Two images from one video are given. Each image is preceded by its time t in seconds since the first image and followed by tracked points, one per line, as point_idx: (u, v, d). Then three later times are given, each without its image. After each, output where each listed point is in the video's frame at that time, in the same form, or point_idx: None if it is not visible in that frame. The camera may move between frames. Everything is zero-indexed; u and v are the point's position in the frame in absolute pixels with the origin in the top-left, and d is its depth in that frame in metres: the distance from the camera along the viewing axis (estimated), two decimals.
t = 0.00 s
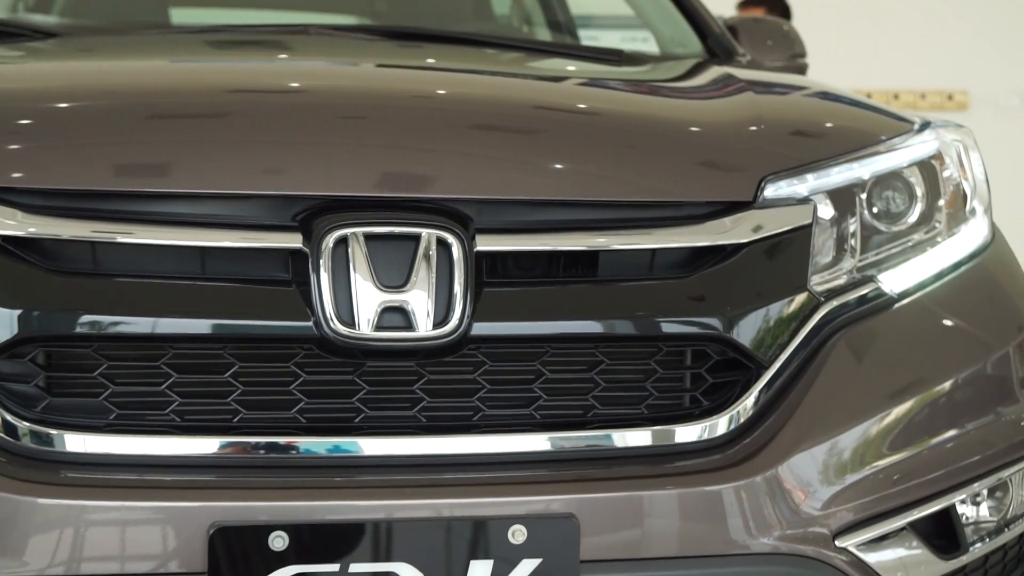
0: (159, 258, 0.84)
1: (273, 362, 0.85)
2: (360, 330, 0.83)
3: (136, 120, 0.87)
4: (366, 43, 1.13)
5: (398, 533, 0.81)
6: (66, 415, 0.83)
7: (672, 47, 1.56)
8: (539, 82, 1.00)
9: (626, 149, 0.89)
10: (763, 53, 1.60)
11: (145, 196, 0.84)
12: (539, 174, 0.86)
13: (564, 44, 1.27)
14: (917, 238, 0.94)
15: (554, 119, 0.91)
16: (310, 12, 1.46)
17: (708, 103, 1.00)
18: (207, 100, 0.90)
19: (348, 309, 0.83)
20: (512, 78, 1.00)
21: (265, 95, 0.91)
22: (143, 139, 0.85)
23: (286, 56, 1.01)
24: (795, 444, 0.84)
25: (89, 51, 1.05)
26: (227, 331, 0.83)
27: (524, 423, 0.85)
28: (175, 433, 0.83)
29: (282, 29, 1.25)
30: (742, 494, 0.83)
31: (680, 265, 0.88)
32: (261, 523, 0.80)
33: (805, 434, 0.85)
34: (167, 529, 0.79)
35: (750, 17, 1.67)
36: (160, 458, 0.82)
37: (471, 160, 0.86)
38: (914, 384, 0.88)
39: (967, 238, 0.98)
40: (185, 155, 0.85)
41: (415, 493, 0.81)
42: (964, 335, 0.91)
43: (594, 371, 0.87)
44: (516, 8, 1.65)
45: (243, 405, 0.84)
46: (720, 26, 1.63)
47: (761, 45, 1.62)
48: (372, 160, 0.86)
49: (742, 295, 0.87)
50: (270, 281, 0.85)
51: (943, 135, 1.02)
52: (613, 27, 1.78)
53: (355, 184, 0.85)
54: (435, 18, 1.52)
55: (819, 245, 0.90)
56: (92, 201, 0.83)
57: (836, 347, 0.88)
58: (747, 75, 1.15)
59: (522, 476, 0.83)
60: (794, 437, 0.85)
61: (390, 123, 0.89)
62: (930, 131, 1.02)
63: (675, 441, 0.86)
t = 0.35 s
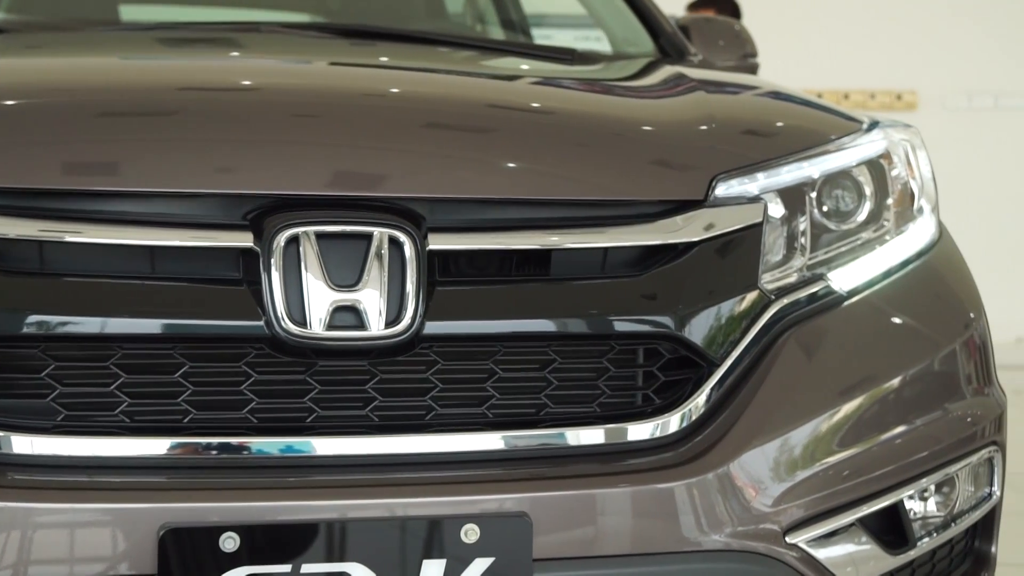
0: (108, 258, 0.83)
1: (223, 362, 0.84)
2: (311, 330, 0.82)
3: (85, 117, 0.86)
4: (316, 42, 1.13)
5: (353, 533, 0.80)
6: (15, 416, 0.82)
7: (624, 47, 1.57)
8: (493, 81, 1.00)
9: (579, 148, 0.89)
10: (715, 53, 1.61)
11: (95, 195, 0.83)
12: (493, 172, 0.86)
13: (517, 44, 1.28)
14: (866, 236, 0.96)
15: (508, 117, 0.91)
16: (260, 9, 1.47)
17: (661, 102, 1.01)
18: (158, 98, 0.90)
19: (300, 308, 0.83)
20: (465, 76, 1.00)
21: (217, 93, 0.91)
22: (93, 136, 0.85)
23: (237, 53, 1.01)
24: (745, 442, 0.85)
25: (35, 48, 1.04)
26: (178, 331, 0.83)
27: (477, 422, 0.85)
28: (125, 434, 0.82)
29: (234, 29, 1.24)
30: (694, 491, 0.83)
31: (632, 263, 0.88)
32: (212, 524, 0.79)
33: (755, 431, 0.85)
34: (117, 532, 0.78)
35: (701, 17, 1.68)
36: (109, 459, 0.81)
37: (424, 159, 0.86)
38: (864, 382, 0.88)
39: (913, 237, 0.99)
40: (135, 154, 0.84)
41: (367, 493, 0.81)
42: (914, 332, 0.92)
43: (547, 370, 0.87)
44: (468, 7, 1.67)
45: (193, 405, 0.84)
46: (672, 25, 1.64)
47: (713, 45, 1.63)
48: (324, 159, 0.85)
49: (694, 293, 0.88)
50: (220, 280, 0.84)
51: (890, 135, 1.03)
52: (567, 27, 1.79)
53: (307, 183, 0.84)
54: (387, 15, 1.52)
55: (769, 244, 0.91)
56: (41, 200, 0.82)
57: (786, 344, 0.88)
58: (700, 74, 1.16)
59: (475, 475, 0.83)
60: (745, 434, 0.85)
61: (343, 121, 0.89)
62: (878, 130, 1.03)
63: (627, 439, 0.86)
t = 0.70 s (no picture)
0: (56, 258, 0.82)
1: (173, 362, 0.84)
2: (263, 330, 0.82)
3: (33, 116, 0.85)
4: (266, 41, 1.14)
5: (307, 532, 0.80)
6: None
7: (575, 46, 1.58)
8: (447, 80, 1.00)
9: (533, 147, 0.89)
10: (668, 52, 1.63)
11: (43, 193, 0.82)
12: (446, 171, 0.86)
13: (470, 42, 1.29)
14: (816, 235, 0.97)
15: (461, 117, 0.91)
16: (213, 7, 1.46)
17: (614, 101, 1.01)
18: (107, 97, 0.89)
19: (252, 308, 0.82)
20: (418, 74, 1.01)
21: (168, 91, 0.91)
22: (41, 135, 0.84)
23: (189, 52, 1.01)
24: (697, 439, 0.85)
25: None
26: (128, 331, 0.82)
27: (430, 421, 0.85)
28: (74, 435, 0.81)
29: (184, 27, 1.25)
30: (647, 489, 0.84)
31: (585, 262, 0.89)
32: (162, 525, 0.78)
33: (707, 429, 0.86)
34: (66, 534, 0.77)
35: (655, 17, 1.70)
36: (58, 461, 0.80)
37: (377, 158, 0.86)
38: (815, 379, 0.90)
39: (862, 236, 1.01)
40: (84, 153, 0.83)
41: (321, 493, 0.81)
42: (863, 329, 0.94)
43: (500, 368, 0.87)
44: (422, 5, 1.66)
45: (143, 406, 0.83)
46: (625, 26, 1.66)
47: (666, 44, 1.65)
48: (277, 158, 0.85)
49: (646, 291, 0.88)
50: (171, 280, 0.83)
51: (840, 135, 1.05)
52: (523, 27, 1.80)
53: (259, 181, 0.84)
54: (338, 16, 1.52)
55: (722, 243, 0.92)
56: None
57: (737, 343, 0.89)
58: (651, 74, 1.17)
59: (429, 474, 0.83)
60: (697, 432, 0.86)
61: (295, 120, 0.88)
62: (828, 130, 1.04)
63: (581, 437, 0.86)
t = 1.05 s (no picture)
0: (19, 257, 0.81)
1: (138, 362, 0.83)
2: (228, 329, 0.81)
3: None
4: (232, 40, 1.14)
5: (274, 533, 0.79)
6: None
7: (543, 45, 1.59)
8: (413, 78, 1.00)
9: (500, 146, 0.89)
10: (634, 52, 1.64)
11: (6, 192, 0.81)
12: (413, 170, 0.86)
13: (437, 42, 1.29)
14: (781, 234, 0.98)
15: (429, 116, 0.91)
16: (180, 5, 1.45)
17: (580, 100, 1.02)
18: (72, 95, 0.88)
19: (217, 307, 0.82)
20: (384, 73, 1.01)
21: (133, 90, 0.90)
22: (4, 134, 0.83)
23: (154, 50, 1.02)
24: (664, 438, 0.86)
25: None
26: (92, 331, 0.82)
27: (397, 420, 0.85)
28: (37, 436, 0.80)
29: (148, 25, 1.26)
30: (614, 488, 0.84)
31: (551, 261, 0.88)
32: (127, 527, 0.78)
33: (674, 427, 0.86)
34: (30, 535, 0.77)
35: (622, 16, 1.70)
36: (21, 462, 0.80)
37: (344, 157, 0.86)
38: (781, 377, 0.90)
39: (827, 235, 1.02)
40: (48, 152, 0.82)
41: (288, 493, 0.80)
42: (829, 328, 0.95)
43: (467, 368, 0.87)
44: (389, 4, 1.66)
45: (107, 406, 0.83)
46: (593, 25, 1.66)
47: (632, 45, 1.66)
48: (243, 157, 0.84)
49: (613, 290, 0.88)
50: (134, 279, 0.83)
51: (806, 134, 1.06)
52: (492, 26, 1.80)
53: (225, 180, 0.83)
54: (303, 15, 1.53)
55: (688, 242, 0.92)
56: None
57: (704, 341, 0.89)
58: (617, 74, 1.18)
59: (396, 474, 0.83)
60: (663, 430, 0.86)
61: (262, 119, 0.88)
62: (793, 129, 1.06)
63: (548, 436, 0.86)
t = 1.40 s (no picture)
0: None
1: (109, 362, 0.83)
2: (200, 328, 0.81)
3: None
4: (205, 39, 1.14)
5: (248, 533, 0.79)
6: None
7: (517, 44, 1.60)
8: (387, 77, 1.00)
9: (474, 145, 0.89)
10: (607, 52, 1.65)
11: None
12: (387, 169, 0.86)
13: (411, 40, 1.29)
14: (755, 233, 0.98)
15: (403, 115, 0.91)
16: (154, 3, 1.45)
17: (554, 100, 1.02)
18: (43, 93, 0.88)
19: (190, 307, 0.81)
20: (358, 73, 1.01)
21: (104, 88, 0.90)
22: None
23: (126, 48, 1.02)
24: (638, 437, 0.86)
25: None
26: (63, 330, 0.81)
27: (371, 420, 0.85)
28: (8, 436, 0.80)
29: (120, 23, 1.25)
30: (588, 487, 0.84)
31: (525, 260, 0.88)
32: (98, 527, 0.77)
33: (648, 426, 0.86)
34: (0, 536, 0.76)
35: (596, 15, 1.71)
36: None
37: (318, 156, 0.86)
38: (754, 376, 0.91)
39: (800, 234, 1.02)
40: (19, 150, 0.82)
41: (261, 493, 0.80)
42: (801, 326, 0.95)
43: (440, 367, 0.87)
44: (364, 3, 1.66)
45: (79, 406, 0.82)
46: (567, 24, 1.66)
47: (605, 43, 1.67)
48: (216, 156, 0.84)
49: (586, 289, 0.89)
50: (106, 278, 0.82)
51: (778, 134, 1.07)
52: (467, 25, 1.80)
53: (198, 179, 0.83)
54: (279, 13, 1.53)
55: (661, 240, 0.92)
56: None
57: (678, 340, 0.90)
58: (589, 73, 1.18)
59: (370, 473, 0.82)
60: (637, 429, 0.86)
61: (235, 118, 0.88)
62: (766, 129, 1.06)
63: (522, 435, 0.86)
